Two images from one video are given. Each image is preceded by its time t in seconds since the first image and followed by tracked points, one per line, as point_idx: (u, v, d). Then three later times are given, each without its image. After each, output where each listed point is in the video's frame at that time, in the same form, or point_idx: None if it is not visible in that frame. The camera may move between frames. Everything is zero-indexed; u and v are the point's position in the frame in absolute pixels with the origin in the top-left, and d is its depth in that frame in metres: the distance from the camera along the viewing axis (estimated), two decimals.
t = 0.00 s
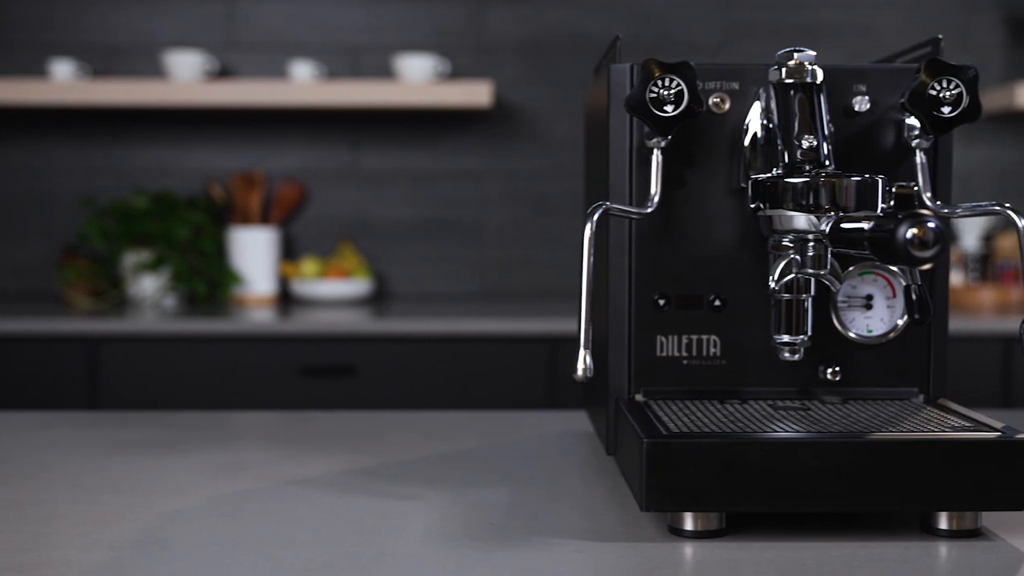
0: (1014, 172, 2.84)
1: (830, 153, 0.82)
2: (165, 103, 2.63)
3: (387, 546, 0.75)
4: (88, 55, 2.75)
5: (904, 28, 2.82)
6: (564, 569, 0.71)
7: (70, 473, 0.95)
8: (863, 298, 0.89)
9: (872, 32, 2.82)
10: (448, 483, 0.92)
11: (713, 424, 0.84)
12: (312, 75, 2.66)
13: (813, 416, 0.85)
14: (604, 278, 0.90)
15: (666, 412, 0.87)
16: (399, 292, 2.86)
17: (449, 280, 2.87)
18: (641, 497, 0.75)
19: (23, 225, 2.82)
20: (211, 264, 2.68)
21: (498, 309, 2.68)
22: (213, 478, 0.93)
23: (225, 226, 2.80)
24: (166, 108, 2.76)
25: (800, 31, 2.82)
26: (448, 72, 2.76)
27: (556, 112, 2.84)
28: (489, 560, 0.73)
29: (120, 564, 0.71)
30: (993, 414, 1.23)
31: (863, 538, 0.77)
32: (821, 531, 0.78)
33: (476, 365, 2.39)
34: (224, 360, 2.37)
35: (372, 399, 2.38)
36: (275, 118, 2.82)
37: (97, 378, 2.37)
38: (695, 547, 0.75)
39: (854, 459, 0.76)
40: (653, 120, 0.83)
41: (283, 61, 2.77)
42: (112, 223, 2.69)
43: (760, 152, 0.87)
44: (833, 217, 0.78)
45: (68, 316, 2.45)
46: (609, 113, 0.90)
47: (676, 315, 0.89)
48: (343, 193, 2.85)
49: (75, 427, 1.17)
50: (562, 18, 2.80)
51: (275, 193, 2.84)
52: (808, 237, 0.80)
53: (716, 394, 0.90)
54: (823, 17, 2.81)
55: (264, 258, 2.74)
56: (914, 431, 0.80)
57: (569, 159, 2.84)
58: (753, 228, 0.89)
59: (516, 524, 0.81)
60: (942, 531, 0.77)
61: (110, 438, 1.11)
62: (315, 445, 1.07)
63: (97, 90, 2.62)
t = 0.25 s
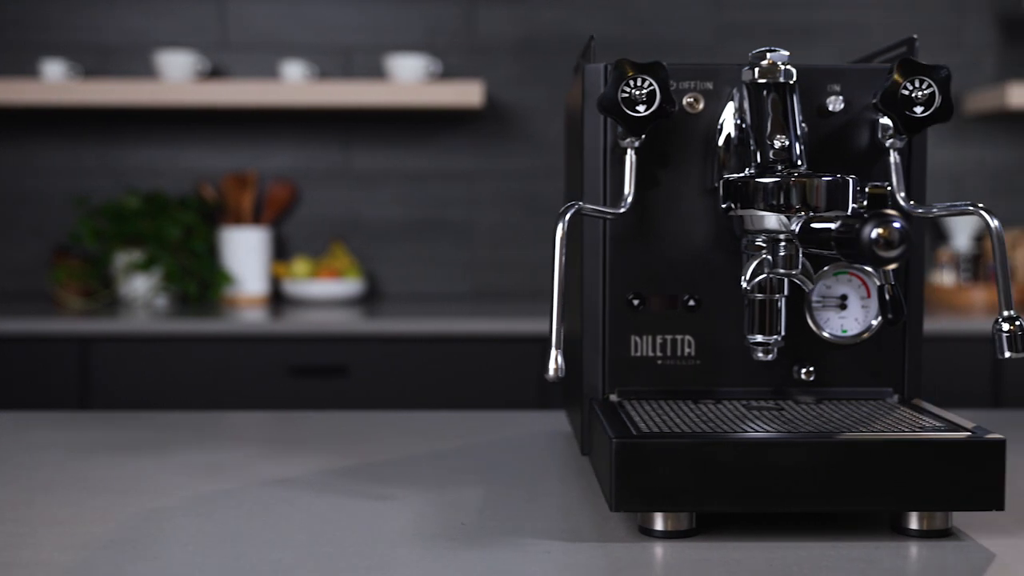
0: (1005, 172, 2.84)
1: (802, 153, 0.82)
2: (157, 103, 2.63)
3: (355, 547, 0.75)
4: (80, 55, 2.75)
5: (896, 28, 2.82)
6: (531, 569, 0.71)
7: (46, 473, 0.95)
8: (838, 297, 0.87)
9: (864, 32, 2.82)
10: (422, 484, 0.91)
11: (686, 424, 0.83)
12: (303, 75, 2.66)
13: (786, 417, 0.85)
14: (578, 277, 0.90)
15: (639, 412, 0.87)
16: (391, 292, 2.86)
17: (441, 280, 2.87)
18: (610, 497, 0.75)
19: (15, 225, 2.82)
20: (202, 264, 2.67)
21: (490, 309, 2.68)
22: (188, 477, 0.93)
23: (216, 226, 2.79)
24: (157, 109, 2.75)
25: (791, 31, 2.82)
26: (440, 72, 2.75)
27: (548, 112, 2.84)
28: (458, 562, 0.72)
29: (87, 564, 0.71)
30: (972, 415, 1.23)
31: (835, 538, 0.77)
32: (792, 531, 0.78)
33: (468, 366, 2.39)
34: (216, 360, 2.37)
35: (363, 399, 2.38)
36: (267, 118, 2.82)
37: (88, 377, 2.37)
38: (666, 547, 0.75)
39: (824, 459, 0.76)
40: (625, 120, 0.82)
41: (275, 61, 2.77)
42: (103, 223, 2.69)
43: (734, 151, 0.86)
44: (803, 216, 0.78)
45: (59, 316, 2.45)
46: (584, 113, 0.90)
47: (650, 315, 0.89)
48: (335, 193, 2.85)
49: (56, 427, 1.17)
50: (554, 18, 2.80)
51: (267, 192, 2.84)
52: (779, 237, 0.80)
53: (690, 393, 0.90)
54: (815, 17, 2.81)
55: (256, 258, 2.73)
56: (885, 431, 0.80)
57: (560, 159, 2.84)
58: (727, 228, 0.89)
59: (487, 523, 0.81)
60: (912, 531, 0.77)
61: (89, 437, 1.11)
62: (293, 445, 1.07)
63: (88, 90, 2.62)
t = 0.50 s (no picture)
0: (998, 172, 2.84)
1: (776, 153, 0.82)
2: (148, 103, 2.63)
3: (326, 547, 0.75)
4: (72, 55, 2.75)
5: (888, 28, 2.82)
6: (501, 569, 0.71)
7: (22, 474, 0.95)
8: (814, 297, 0.87)
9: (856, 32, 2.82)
10: (397, 484, 0.91)
11: (659, 424, 0.83)
12: (295, 75, 2.66)
13: (760, 417, 0.85)
14: (555, 277, 0.90)
15: (614, 412, 0.87)
16: (383, 292, 2.85)
17: (434, 280, 2.86)
18: (582, 497, 0.75)
19: (8, 225, 2.82)
20: (195, 264, 2.68)
21: (482, 309, 2.68)
22: (164, 478, 0.93)
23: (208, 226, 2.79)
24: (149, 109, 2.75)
25: (783, 31, 2.81)
26: (432, 72, 2.75)
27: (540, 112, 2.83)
28: (428, 561, 0.73)
29: (57, 564, 0.71)
30: (954, 415, 1.23)
31: (807, 538, 0.77)
32: (764, 531, 0.78)
33: (460, 366, 2.39)
34: (208, 360, 2.37)
35: (355, 399, 2.38)
36: (259, 118, 2.82)
37: (80, 377, 2.37)
38: (638, 547, 0.75)
39: (794, 459, 0.76)
40: (599, 119, 0.82)
41: (267, 61, 2.77)
42: (95, 223, 2.69)
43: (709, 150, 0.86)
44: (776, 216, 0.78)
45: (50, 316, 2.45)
46: (559, 113, 0.90)
47: (626, 315, 0.89)
48: (328, 194, 2.85)
49: (37, 428, 1.17)
50: (546, 18, 2.80)
51: (259, 192, 2.84)
52: (752, 237, 0.80)
53: (666, 393, 0.90)
54: (807, 17, 2.81)
55: (248, 258, 2.73)
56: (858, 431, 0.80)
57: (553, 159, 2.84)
58: (702, 228, 0.89)
59: (460, 523, 0.81)
60: (884, 531, 0.77)
61: (69, 438, 1.11)
62: (273, 445, 1.07)
63: (80, 90, 2.62)
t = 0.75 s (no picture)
0: (991, 172, 2.84)
1: (751, 153, 0.82)
2: (141, 103, 2.63)
3: (299, 547, 0.75)
4: (65, 55, 2.75)
5: (881, 28, 2.82)
6: (473, 568, 0.71)
7: None
8: (791, 297, 0.87)
9: (849, 32, 2.82)
10: (374, 484, 0.91)
11: (634, 424, 0.83)
12: (288, 75, 2.66)
13: (736, 416, 0.85)
14: (532, 277, 0.90)
15: (590, 412, 0.87)
16: (376, 292, 2.85)
17: (427, 280, 2.86)
18: (554, 498, 0.75)
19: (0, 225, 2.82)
20: (187, 264, 2.67)
21: (475, 309, 2.67)
22: (141, 479, 0.93)
23: (201, 226, 2.79)
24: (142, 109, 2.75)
25: (776, 30, 2.81)
26: (424, 72, 2.75)
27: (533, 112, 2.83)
28: (402, 561, 0.72)
29: (29, 563, 0.71)
30: (939, 415, 1.23)
31: (781, 537, 0.77)
32: (738, 531, 0.78)
33: (453, 365, 2.38)
34: (201, 360, 2.37)
35: (348, 399, 2.38)
36: (252, 118, 2.82)
37: (73, 377, 2.37)
38: (611, 547, 0.75)
39: (766, 459, 0.76)
40: (574, 119, 0.82)
41: (260, 61, 2.77)
42: (88, 223, 2.69)
43: (685, 150, 0.86)
44: (750, 216, 0.78)
45: (43, 316, 2.45)
46: (536, 114, 0.90)
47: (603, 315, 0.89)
48: (321, 194, 2.85)
49: (18, 429, 1.17)
50: (539, 17, 2.79)
51: (252, 192, 2.84)
52: (727, 237, 0.80)
53: (643, 393, 0.90)
54: (800, 17, 2.81)
55: (241, 258, 2.73)
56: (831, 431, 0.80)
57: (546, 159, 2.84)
58: (679, 228, 0.89)
59: (433, 523, 0.80)
60: (858, 531, 0.76)
61: (51, 439, 1.11)
62: (253, 446, 1.07)
63: (73, 91, 2.62)
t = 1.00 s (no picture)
0: (985, 172, 2.84)
1: (729, 153, 0.82)
2: (134, 103, 2.63)
3: (272, 547, 0.75)
4: (58, 55, 2.75)
5: (874, 28, 2.82)
6: (446, 569, 0.71)
7: None
8: (770, 297, 0.88)
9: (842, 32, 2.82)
10: (352, 484, 0.91)
11: (612, 423, 0.83)
12: (281, 75, 2.66)
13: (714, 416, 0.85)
14: (511, 277, 0.90)
15: (568, 412, 0.87)
16: (369, 292, 2.85)
17: (420, 280, 2.86)
18: (528, 498, 0.75)
19: None
20: (180, 264, 2.67)
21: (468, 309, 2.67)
22: (120, 479, 0.93)
23: (194, 226, 2.79)
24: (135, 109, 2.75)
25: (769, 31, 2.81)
26: (417, 72, 2.75)
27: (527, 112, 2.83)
28: (375, 561, 0.72)
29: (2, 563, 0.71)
30: (925, 415, 1.23)
31: (757, 538, 0.77)
32: (714, 530, 0.78)
33: (445, 365, 2.38)
34: (193, 360, 2.37)
35: (340, 398, 2.38)
36: (245, 118, 2.82)
37: (65, 377, 2.37)
38: (587, 547, 0.75)
39: (741, 459, 0.76)
40: (552, 119, 0.82)
41: (253, 61, 2.77)
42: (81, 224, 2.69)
43: (664, 151, 0.86)
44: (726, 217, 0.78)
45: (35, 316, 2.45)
46: (515, 115, 0.90)
47: (582, 316, 0.89)
48: (314, 194, 2.85)
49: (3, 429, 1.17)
50: (532, 17, 2.79)
51: (245, 193, 2.84)
52: (703, 236, 0.80)
53: (622, 393, 0.90)
54: (793, 17, 2.81)
55: (234, 258, 2.73)
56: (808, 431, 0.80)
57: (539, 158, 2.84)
58: (658, 229, 0.89)
59: (409, 523, 0.81)
60: (834, 531, 0.76)
61: (34, 439, 1.11)
62: (235, 446, 1.07)
63: (65, 91, 2.62)
